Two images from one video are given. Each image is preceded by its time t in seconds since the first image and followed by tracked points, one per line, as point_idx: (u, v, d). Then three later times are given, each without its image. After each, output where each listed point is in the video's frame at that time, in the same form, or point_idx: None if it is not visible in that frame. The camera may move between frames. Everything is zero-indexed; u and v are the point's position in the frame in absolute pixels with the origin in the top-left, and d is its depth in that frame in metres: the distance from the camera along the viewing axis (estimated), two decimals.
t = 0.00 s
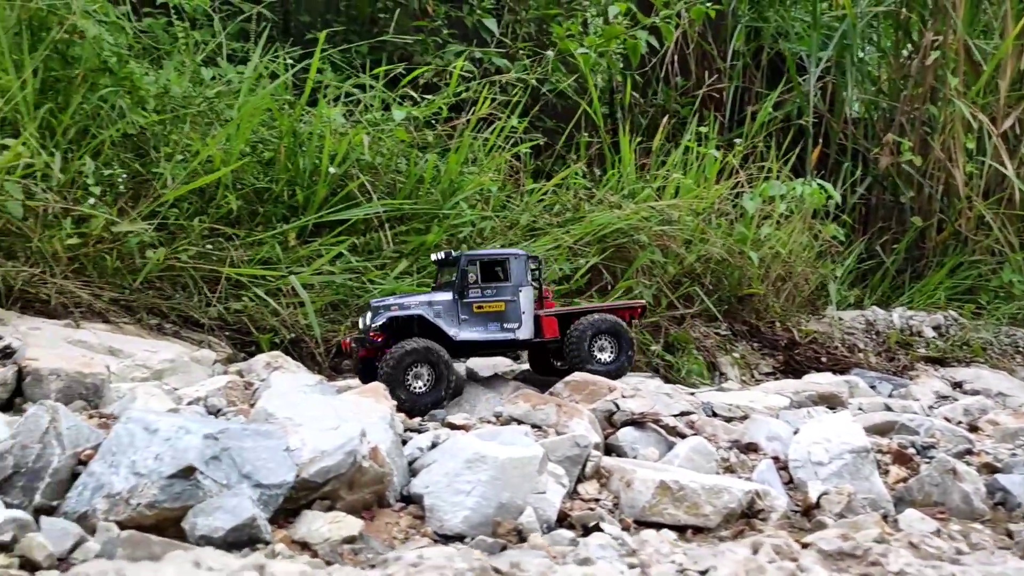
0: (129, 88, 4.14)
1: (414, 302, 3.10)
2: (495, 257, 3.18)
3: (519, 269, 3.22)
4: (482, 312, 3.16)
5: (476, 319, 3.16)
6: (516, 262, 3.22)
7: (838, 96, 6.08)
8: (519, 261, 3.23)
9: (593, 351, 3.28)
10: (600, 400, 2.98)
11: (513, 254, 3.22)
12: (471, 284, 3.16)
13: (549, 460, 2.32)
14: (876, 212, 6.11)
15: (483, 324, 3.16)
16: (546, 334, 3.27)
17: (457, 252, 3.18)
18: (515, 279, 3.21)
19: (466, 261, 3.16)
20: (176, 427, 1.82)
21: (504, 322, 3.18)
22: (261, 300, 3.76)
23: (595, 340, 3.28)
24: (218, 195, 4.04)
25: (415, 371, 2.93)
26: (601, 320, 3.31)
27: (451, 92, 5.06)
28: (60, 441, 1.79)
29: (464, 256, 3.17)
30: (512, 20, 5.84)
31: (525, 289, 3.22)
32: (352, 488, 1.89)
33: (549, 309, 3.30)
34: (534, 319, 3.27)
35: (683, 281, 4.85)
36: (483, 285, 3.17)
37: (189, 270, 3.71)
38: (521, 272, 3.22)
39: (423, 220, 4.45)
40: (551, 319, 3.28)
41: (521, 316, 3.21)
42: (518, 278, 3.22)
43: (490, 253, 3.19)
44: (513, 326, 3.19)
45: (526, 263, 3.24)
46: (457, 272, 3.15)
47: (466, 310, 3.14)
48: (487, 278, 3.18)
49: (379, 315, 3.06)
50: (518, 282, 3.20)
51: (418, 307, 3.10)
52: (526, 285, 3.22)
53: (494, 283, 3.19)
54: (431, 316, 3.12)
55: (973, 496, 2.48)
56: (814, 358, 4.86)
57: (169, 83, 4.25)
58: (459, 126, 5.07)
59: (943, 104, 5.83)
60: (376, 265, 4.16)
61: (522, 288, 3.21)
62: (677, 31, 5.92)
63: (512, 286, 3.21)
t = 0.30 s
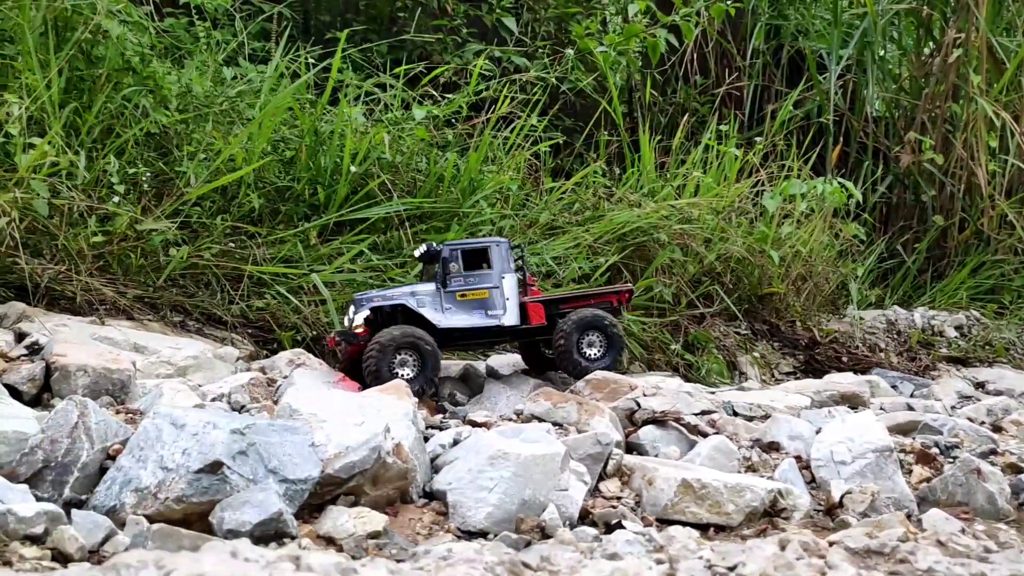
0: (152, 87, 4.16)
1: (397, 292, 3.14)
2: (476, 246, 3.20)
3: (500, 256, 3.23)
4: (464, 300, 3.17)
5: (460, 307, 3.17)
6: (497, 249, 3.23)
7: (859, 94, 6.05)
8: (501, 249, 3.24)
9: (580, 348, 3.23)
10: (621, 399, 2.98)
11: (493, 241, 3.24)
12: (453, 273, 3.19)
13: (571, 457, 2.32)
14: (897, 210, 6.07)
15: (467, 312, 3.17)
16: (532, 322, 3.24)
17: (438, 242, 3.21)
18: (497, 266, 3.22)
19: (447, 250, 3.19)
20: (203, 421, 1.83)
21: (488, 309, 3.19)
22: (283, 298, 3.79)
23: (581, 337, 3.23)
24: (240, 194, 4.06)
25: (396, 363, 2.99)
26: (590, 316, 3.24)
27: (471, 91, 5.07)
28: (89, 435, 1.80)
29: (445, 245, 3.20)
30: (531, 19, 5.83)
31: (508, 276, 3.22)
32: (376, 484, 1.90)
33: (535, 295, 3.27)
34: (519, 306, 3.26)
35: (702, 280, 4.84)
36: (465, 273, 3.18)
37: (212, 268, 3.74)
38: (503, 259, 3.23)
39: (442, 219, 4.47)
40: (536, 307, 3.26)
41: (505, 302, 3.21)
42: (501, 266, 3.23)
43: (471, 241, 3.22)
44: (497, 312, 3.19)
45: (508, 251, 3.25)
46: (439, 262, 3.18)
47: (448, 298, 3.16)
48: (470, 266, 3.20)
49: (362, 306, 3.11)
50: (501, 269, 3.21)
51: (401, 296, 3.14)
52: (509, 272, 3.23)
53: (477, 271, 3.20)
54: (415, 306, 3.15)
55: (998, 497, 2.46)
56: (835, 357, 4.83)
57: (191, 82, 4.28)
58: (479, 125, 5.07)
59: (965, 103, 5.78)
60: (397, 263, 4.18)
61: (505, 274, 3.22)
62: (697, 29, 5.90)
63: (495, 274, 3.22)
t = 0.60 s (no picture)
0: (177, 87, 4.20)
1: (386, 288, 3.03)
2: (473, 248, 3.07)
3: (496, 262, 3.09)
4: (453, 304, 3.06)
5: (448, 310, 3.06)
6: (494, 255, 3.09)
7: (882, 90, 6.00)
8: (498, 254, 3.10)
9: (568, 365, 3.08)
10: (644, 397, 2.97)
11: (492, 245, 3.10)
12: (445, 274, 3.06)
13: (595, 455, 2.32)
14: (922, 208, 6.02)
15: (454, 317, 3.07)
16: (520, 333, 3.12)
17: (434, 240, 3.07)
18: (492, 272, 3.09)
19: (442, 251, 3.06)
20: (231, 417, 1.84)
21: (476, 315, 3.08)
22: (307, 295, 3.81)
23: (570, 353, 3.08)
24: (264, 192, 4.09)
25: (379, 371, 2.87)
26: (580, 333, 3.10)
27: (493, 89, 5.07)
28: (119, 432, 1.81)
29: (440, 245, 3.06)
30: (552, 16, 5.82)
31: (502, 283, 3.10)
32: (401, 480, 1.91)
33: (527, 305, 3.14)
34: (509, 314, 3.14)
35: (725, 278, 4.82)
36: (458, 276, 3.06)
37: (236, 266, 3.77)
38: (499, 266, 3.10)
39: (464, 216, 4.48)
40: (527, 317, 3.12)
41: (495, 310, 3.09)
42: (496, 272, 3.10)
43: (468, 243, 3.08)
44: (485, 320, 3.08)
45: (505, 256, 3.11)
46: (433, 261, 3.05)
47: (438, 300, 3.05)
48: (464, 269, 3.08)
49: (349, 299, 3.01)
50: (495, 275, 3.08)
51: (389, 294, 3.03)
52: (503, 280, 3.10)
53: (470, 275, 3.08)
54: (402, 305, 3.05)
55: None
56: (859, 356, 4.80)
57: (215, 82, 4.31)
58: (501, 123, 5.08)
59: (991, 98, 5.73)
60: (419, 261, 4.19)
61: (499, 282, 3.09)
62: (719, 26, 5.87)
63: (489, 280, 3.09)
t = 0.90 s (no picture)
0: (209, 90, 4.24)
1: (397, 279, 2.94)
2: (488, 245, 2.98)
3: (510, 261, 3.01)
4: (463, 300, 2.98)
5: (457, 307, 2.98)
6: (509, 254, 3.00)
7: (914, 86, 5.94)
8: (513, 253, 3.01)
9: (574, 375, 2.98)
10: (677, 397, 2.96)
11: (508, 243, 3.01)
12: (458, 270, 2.98)
13: (629, 455, 2.31)
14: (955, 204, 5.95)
15: (463, 313, 2.98)
16: (528, 335, 3.03)
17: (449, 234, 2.99)
18: (505, 271, 3.00)
19: (457, 246, 2.97)
20: (270, 417, 1.85)
21: (486, 314, 2.99)
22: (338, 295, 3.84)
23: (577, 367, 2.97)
24: (296, 194, 4.12)
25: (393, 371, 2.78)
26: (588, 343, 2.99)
27: (522, 88, 5.07)
28: (160, 431, 1.82)
29: (455, 239, 2.98)
30: (579, 15, 5.81)
31: (515, 284, 3.01)
32: (437, 480, 1.92)
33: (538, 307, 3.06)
34: (519, 315, 3.05)
35: (756, 277, 4.79)
36: (470, 273, 2.98)
37: (269, 266, 3.81)
38: (513, 265, 3.01)
39: (493, 216, 4.48)
40: (537, 319, 3.04)
41: (505, 310, 3.00)
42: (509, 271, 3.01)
43: (483, 239, 2.99)
44: (494, 319, 3.00)
45: (520, 256, 3.02)
46: (446, 255, 2.97)
47: (447, 295, 2.96)
48: (477, 266, 2.99)
49: (360, 288, 2.93)
50: (507, 275, 3.00)
51: (400, 285, 2.95)
52: (516, 280, 3.01)
53: (482, 273, 3.00)
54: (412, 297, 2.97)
55: None
56: (892, 355, 4.76)
57: (246, 84, 4.34)
58: (530, 122, 5.08)
59: None
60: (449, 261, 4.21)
61: (512, 281, 3.01)
62: (748, 22, 5.83)
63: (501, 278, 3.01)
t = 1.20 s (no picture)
0: (251, 89, 4.29)
1: (397, 278, 2.83)
2: (489, 241, 2.88)
3: (512, 257, 2.90)
4: (466, 299, 2.87)
5: (459, 305, 2.87)
6: (511, 250, 2.90)
7: (956, 79, 5.85)
8: (515, 249, 2.90)
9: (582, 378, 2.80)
10: (721, 392, 2.95)
11: (510, 239, 2.91)
12: (458, 268, 2.88)
13: (674, 451, 2.31)
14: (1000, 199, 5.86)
15: (465, 312, 2.87)
16: (533, 333, 2.93)
17: (448, 231, 2.88)
18: (508, 268, 2.89)
19: (457, 243, 2.87)
20: (322, 410, 1.88)
21: (489, 312, 2.88)
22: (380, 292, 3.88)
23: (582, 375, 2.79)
24: (338, 191, 4.16)
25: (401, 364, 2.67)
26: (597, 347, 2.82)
27: (560, 84, 5.07)
28: (215, 424, 1.86)
29: (454, 237, 2.88)
30: (616, 10, 5.79)
31: (517, 280, 2.90)
32: (484, 473, 1.94)
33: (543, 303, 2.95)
34: (523, 312, 2.94)
35: (797, 273, 4.75)
36: (472, 270, 2.87)
37: (312, 263, 3.85)
38: (515, 262, 2.90)
39: (532, 213, 4.49)
40: (541, 316, 2.93)
41: (508, 308, 2.89)
42: (511, 268, 2.90)
43: (484, 236, 2.89)
44: (497, 318, 2.88)
45: (522, 252, 2.92)
46: (447, 253, 2.87)
47: (449, 294, 2.85)
48: (478, 263, 2.89)
49: (356, 289, 2.81)
50: (510, 271, 2.89)
51: (400, 285, 2.84)
52: (519, 276, 2.90)
53: (484, 270, 2.89)
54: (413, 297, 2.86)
55: None
56: (936, 352, 4.69)
57: (286, 83, 4.39)
58: (568, 118, 5.07)
59: None
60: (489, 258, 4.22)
61: (514, 278, 2.90)
62: (787, 16, 5.78)
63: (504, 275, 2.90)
